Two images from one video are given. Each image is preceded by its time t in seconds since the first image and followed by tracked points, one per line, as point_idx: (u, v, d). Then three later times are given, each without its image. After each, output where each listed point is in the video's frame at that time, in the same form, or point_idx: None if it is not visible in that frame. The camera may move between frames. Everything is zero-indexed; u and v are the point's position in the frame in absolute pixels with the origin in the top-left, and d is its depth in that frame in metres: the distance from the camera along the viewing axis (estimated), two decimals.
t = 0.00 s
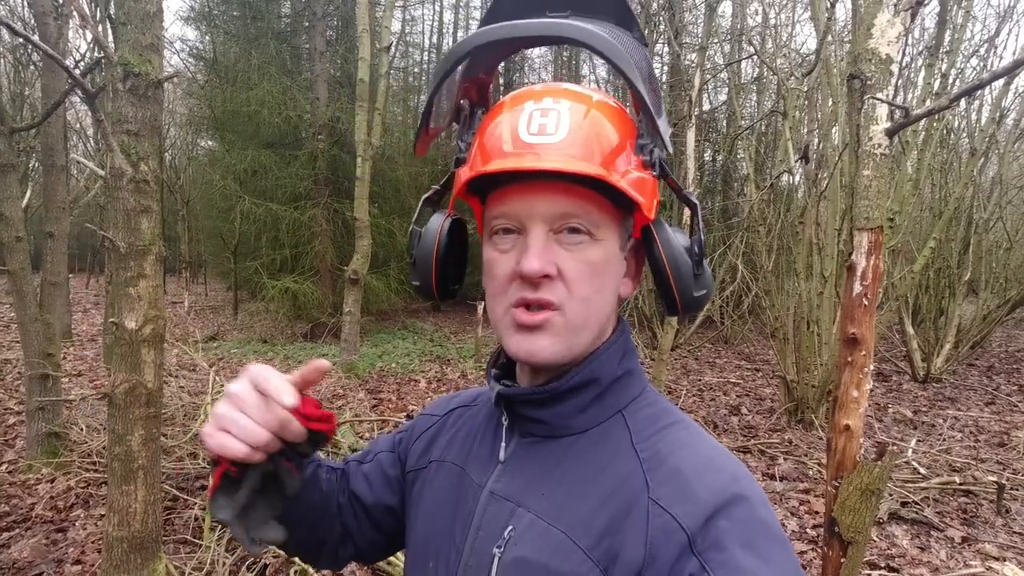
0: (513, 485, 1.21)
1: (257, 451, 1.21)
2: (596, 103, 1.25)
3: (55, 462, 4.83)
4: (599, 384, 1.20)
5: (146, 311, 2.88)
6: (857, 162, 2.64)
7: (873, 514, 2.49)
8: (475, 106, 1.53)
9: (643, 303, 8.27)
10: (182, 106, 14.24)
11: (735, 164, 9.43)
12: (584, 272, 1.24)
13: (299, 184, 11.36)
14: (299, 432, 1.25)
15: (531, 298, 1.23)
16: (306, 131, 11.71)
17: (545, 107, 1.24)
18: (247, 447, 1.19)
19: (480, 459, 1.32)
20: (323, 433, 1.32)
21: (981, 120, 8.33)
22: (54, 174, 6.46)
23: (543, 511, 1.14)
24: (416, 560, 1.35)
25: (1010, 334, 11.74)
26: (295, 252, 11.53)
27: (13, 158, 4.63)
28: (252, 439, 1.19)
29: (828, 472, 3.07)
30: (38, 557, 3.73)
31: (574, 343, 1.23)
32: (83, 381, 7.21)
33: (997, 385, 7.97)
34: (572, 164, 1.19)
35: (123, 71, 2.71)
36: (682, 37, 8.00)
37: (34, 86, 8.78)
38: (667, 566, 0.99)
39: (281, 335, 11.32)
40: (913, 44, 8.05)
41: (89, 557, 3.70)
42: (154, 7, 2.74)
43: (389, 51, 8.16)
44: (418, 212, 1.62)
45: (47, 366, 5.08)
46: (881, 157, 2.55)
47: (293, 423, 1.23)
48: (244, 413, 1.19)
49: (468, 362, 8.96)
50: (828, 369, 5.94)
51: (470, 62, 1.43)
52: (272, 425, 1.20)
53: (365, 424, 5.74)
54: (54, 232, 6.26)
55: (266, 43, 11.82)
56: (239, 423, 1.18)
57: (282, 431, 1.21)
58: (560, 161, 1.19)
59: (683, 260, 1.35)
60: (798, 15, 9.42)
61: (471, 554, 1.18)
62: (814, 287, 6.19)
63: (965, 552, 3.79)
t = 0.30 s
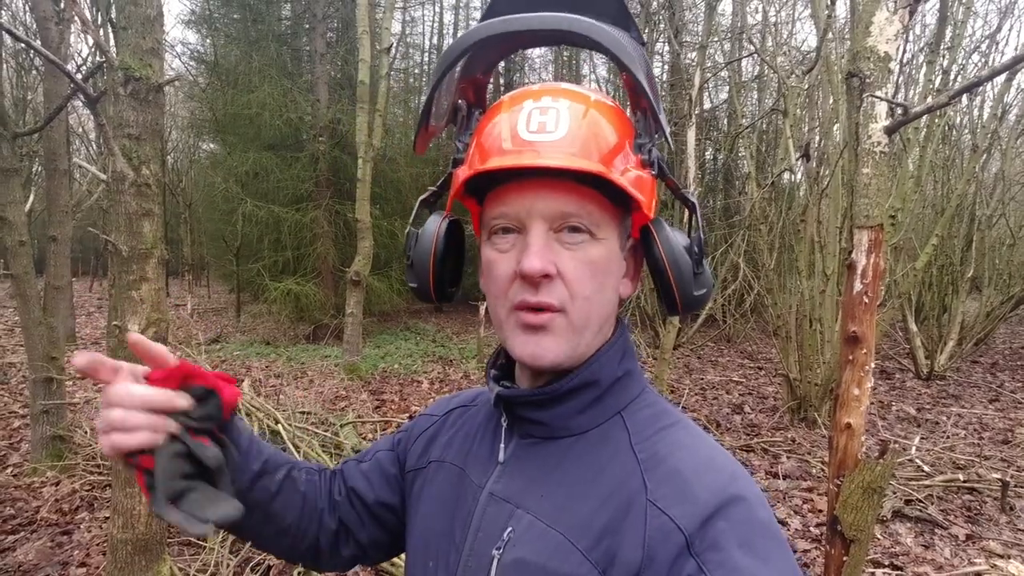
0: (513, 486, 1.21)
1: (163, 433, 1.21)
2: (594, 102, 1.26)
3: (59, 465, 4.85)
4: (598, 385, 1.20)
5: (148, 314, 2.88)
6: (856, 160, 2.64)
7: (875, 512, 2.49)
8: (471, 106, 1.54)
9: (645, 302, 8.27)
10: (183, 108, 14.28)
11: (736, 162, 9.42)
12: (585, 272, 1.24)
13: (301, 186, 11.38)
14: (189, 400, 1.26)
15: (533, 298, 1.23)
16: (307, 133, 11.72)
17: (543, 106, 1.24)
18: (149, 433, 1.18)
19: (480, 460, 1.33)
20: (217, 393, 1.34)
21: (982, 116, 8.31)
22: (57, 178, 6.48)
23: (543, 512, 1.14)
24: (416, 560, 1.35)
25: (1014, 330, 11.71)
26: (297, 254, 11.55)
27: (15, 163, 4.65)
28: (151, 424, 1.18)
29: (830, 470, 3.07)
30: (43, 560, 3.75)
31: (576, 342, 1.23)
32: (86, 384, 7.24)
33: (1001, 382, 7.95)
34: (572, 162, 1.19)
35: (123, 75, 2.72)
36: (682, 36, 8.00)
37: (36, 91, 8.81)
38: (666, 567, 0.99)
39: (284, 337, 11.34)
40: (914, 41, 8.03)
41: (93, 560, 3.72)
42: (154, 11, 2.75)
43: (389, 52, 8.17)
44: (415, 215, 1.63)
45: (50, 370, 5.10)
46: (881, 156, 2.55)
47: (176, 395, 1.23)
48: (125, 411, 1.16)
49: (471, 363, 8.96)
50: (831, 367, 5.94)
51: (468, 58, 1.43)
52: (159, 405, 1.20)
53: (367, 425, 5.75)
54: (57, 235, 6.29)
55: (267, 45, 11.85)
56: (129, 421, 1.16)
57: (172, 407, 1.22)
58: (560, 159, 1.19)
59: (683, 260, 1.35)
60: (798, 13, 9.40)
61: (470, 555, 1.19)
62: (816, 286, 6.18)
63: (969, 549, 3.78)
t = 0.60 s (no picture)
0: (513, 482, 1.22)
1: (248, 454, 1.27)
2: (572, 101, 1.24)
3: (64, 471, 4.86)
4: (597, 381, 1.21)
5: (152, 319, 2.89)
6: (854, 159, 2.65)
7: (878, 509, 2.49)
8: (462, 111, 1.58)
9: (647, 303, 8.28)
10: (185, 115, 14.33)
11: (737, 163, 9.43)
12: (567, 275, 1.24)
13: (302, 191, 11.42)
14: (280, 431, 1.30)
15: (513, 302, 1.25)
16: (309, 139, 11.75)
17: (519, 111, 1.24)
18: (236, 455, 1.24)
19: (481, 457, 1.34)
20: (307, 427, 1.36)
21: (982, 115, 8.33)
22: (60, 185, 6.51)
23: (542, 507, 1.15)
24: (418, 558, 1.36)
25: (1017, 329, 11.69)
26: (299, 259, 11.58)
27: (19, 170, 4.68)
28: (241, 449, 1.24)
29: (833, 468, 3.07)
30: (48, 565, 3.75)
31: (560, 344, 1.24)
32: (90, 390, 7.25)
33: (1004, 381, 7.93)
34: (545, 169, 1.19)
35: (126, 82, 2.74)
36: (680, 38, 8.02)
37: (39, 99, 8.86)
38: (662, 562, 1.00)
39: (286, 341, 11.36)
40: (913, 40, 8.05)
41: (99, 565, 3.73)
42: (156, 19, 2.77)
43: (390, 57, 8.20)
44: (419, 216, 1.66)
45: (55, 376, 5.12)
46: (879, 153, 2.56)
47: (269, 424, 1.27)
48: (222, 433, 1.21)
49: (473, 366, 8.97)
50: (833, 367, 5.93)
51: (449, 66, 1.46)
52: (253, 431, 1.25)
53: (371, 429, 5.76)
54: (60, 242, 6.32)
55: (267, 51, 11.91)
56: (221, 444, 1.22)
57: (263, 435, 1.26)
58: (533, 167, 1.19)
59: (674, 256, 1.34)
60: (797, 13, 9.43)
61: (471, 550, 1.20)
62: (818, 285, 6.18)
63: (974, 548, 3.77)
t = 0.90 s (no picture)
0: (519, 476, 1.22)
1: (243, 460, 1.26)
2: (544, 88, 1.23)
3: (58, 476, 4.82)
4: (602, 375, 1.21)
5: (148, 322, 2.88)
6: (847, 156, 2.66)
7: (875, 503, 2.51)
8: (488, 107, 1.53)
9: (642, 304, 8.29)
10: (178, 119, 14.30)
11: (730, 164, 9.47)
12: (523, 260, 1.22)
13: (296, 194, 11.39)
14: (274, 435, 1.28)
15: (478, 284, 1.28)
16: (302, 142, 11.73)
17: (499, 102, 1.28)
18: (231, 460, 1.23)
19: (486, 451, 1.34)
20: (302, 431, 1.35)
21: (972, 114, 8.39)
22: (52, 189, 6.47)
23: (548, 501, 1.15)
24: (424, 554, 1.36)
25: (1009, 326, 11.77)
26: (294, 262, 11.55)
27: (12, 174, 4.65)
28: (236, 455, 1.23)
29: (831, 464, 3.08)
30: (43, 571, 3.72)
31: (518, 329, 1.24)
32: (84, 396, 7.21)
33: (997, 378, 7.99)
34: (496, 152, 1.20)
35: (120, 84, 2.73)
36: (673, 39, 8.07)
37: (30, 104, 8.81)
38: (667, 558, 1.00)
39: (281, 345, 11.32)
40: (903, 41, 8.11)
41: (95, 570, 3.70)
42: (150, 21, 2.77)
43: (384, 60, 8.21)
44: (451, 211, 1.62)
45: (48, 381, 5.08)
46: (872, 151, 2.57)
47: (262, 429, 1.26)
48: (216, 439, 1.21)
49: (469, 368, 8.96)
50: (829, 365, 5.96)
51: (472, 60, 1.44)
52: (246, 437, 1.24)
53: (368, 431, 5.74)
54: (53, 246, 6.29)
55: (260, 55, 11.90)
56: (216, 450, 1.21)
57: (257, 440, 1.25)
58: (487, 151, 1.22)
59: (652, 252, 1.20)
60: (788, 14, 9.48)
61: (477, 544, 1.20)
62: (813, 284, 6.21)
63: (970, 543, 3.79)
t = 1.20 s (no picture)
0: (515, 478, 1.22)
1: (246, 464, 1.25)
2: (537, 82, 1.24)
3: (48, 483, 4.77)
4: (600, 375, 1.21)
5: (140, 326, 2.86)
6: (839, 157, 2.68)
7: (870, 502, 2.51)
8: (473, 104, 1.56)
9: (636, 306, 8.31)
10: (169, 123, 14.24)
11: (722, 166, 9.50)
12: (502, 253, 1.23)
13: (289, 198, 11.36)
14: (276, 440, 1.27)
15: (464, 276, 1.30)
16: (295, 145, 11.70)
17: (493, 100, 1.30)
18: (233, 465, 1.22)
19: (483, 451, 1.34)
20: (303, 435, 1.34)
21: (960, 117, 8.47)
22: (42, 193, 6.42)
23: (545, 503, 1.15)
24: (421, 555, 1.36)
25: (999, 326, 11.86)
26: (287, 266, 11.51)
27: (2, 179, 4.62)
28: (238, 460, 1.22)
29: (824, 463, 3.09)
30: None
31: (494, 320, 1.24)
32: (74, 401, 7.15)
33: (988, 377, 8.05)
34: (480, 142, 1.22)
35: (111, 87, 2.72)
36: (665, 42, 8.10)
37: (20, 108, 8.74)
38: (665, 562, 1.00)
39: (274, 350, 11.27)
40: (892, 44, 8.18)
41: None
42: (142, 24, 2.75)
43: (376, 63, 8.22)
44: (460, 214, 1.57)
45: (38, 387, 5.04)
46: (864, 151, 2.59)
47: (263, 434, 1.25)
48: (218, 444, 1.20)
49: (464, 371, 8.95)
50: (822, 366, 5.99)
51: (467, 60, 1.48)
52: (248, 441, 1.23)
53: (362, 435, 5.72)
54: (44, 251, 6.25)
55: (252, 58, 11.87)
56: (218, 456, 1.21)
57: (258, 445, 1.24)
58: (472, 141, 1.24)
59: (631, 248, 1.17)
60: (779, 18, 9.55)
61: (474, 545, 1.20)
62: (805, 285, 6.24)
63: (963, 541, 3.82)
